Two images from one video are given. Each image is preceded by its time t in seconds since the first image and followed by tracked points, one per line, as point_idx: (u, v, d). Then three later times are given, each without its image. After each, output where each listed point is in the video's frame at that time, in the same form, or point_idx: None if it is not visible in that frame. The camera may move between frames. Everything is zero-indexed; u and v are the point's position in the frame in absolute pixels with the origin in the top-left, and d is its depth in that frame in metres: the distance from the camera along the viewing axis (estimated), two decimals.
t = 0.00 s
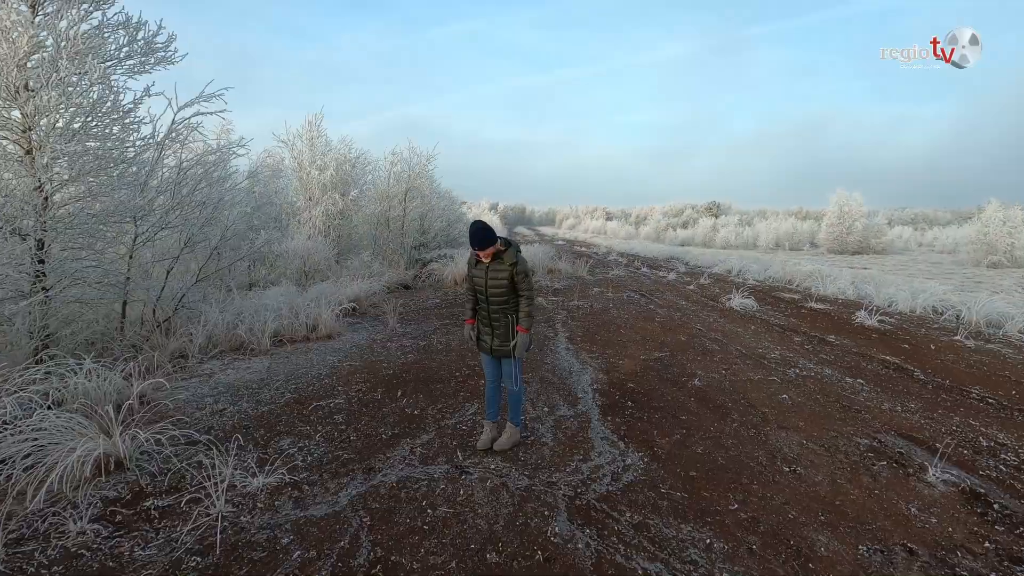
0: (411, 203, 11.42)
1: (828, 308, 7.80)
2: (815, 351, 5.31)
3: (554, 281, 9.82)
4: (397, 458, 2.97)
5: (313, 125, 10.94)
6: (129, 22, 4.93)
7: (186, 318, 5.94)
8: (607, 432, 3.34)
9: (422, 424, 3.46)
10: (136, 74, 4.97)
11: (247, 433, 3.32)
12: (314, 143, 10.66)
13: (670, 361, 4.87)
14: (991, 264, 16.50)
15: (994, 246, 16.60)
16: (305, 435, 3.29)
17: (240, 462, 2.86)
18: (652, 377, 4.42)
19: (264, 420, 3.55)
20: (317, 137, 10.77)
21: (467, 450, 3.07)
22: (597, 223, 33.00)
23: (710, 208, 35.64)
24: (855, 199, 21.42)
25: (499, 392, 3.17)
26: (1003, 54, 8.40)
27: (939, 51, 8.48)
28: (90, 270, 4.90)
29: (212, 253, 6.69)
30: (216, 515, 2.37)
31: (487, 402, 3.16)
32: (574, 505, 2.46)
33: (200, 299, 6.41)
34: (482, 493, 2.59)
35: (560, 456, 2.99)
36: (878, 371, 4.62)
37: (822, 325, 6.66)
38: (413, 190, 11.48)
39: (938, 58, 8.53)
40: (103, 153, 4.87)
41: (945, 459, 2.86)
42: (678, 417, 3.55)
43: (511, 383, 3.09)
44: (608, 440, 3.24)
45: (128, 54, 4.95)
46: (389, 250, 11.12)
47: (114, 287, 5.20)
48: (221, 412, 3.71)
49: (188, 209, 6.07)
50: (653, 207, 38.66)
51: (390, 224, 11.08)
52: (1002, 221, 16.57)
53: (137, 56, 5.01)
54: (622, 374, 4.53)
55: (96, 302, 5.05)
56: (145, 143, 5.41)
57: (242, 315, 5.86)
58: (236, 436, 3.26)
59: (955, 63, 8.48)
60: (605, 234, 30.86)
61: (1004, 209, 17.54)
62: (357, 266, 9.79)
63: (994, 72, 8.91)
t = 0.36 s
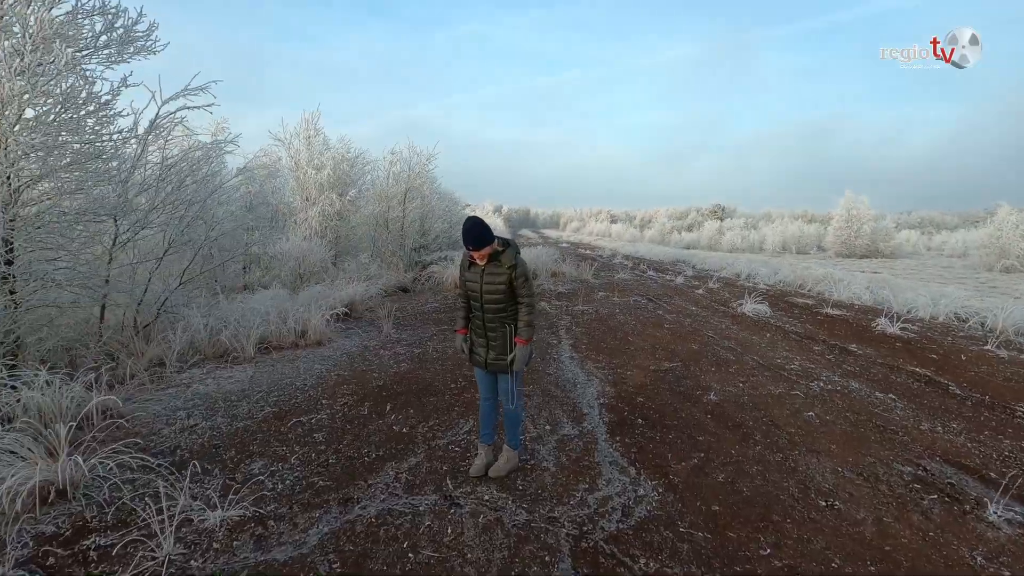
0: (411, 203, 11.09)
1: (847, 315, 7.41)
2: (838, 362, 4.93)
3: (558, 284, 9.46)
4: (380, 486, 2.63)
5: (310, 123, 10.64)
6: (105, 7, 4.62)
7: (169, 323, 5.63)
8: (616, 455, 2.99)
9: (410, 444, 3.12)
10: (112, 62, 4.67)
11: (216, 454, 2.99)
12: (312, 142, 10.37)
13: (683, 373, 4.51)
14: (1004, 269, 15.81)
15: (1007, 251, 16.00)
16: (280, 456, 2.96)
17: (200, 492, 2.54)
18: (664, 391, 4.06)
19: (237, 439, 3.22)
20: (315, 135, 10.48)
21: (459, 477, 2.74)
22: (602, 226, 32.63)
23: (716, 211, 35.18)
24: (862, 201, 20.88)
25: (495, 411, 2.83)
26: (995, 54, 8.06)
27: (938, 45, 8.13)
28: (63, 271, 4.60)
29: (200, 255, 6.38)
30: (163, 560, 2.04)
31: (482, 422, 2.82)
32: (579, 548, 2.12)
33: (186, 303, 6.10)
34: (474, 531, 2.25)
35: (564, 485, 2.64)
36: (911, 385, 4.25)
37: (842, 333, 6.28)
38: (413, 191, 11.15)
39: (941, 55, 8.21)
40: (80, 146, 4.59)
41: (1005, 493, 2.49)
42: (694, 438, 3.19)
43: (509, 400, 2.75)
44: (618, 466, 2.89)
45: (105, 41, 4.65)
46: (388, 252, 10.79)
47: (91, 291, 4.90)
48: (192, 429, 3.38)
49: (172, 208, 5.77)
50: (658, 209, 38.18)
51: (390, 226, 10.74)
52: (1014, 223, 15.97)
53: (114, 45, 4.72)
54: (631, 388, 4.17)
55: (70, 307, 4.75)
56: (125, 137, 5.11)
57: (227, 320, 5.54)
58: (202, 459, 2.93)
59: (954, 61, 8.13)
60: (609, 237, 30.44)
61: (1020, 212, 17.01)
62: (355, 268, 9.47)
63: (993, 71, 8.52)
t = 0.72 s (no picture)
0: (420, 206, 10.81)
1: (877, 328, 6.98)
2: (876, 380, 4.54)
3: (569, 291, 9.12)
4: (365, 523, 2.31)
5: (317, 124, 10.42)
6: None
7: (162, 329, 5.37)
8: (636, 489, 2.64)
9: (405, 470, 2.80)
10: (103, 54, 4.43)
11: (188, 481, 2.69)
12: (319, 143, 10.13)
13: (705, 391, 4.15)
14: None
15: None
16: (258, 484, 2.64)
17: (161, 532, 2.23)
18: (687, 412, 3.70)
19: (214, 461, 2.92)
20: (322, 136, 10.25)
21: (457, 514, 2.40)
22: (614, 231, 32.20)
23: (730, 217, 34.62)
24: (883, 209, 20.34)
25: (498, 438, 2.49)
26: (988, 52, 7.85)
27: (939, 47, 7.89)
28: (49, 275, 4.36)
29: (197, 258, 6.13)
30: None
31: (483, 453, 2.48)
32: None
33: (181, 308, 5.85)
34: None
35: (576, 526, 2.30)
36: (960, 409, 3.85)
37: (873, 347, 5.88)
38: (421, 193, 10.88)
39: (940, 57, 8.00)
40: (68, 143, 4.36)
41: None
42: (723, 470, 2.83)
43: (514, 427, 2.39)
44: (639, 503, 2.53)
45: (96, 32, 4.41)
46: (395, 256, 10.52)
47: (78, 295, 4.65)
48: (167, 449, 3.08)
49: (167, 208, 5.52)
50: (670, 215, 37.72)
51: (397, 229, 10.48)
52: None
53: (105, 36, 4.48)
54: (650, 407, 3.81)
55: (53, 311, 4.50)
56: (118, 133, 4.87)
57: (221, 327, 5.27)
58: (172, 486, 2.63)
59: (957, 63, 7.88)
60: (621, 243, 30.01)
61: None
62: (360, 272, 9.20)
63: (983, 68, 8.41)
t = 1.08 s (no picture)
0: (431, 204, 10.54)
1: (912, 339, 6.54)
2: (919, 399, 4.13)
3: (584, 294, 8.77)
4: (341, 565, 2.01)
5: (328, 119, 10.20)
6: None
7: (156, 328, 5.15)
8: (654, 528, 2.31)
9: (394, 497, 2.49)
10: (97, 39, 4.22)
11: (153, 505, 2.42)
12: (329, 138, 9.91)
13: (731, 408, 3.79)
14: None
15: None
16: (228, 510, 2.36)
17: (109, 568, 1.97)
18: (710, 433, 3.34)
19: (186, 480, 2.65)
20: (333, 131, 10.03)
21: (449, 555, 2.09)
22: (630, 233, 31.68)
23: (749, 220, 33.90)
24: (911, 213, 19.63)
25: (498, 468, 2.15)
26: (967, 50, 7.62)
27: (939, 45, 7.65)
28: (38, 271, 4.15)
29: (196, 255, 5.91)
30: None
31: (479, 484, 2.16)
32: None
33: (177, 306, 5.63)
34: None
35: None
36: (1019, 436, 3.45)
37: (911, 361, 5.45)
38: (433, 191, 10.61)
39: (942, 58, 7.63)
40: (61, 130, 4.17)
41: None
42: (755, 506, 2.48)
43: (515, 459, 2.04)
44: (658, 545, 2.20)
45: (90, 16, 4.19)
46: (405, 255, 10.26)
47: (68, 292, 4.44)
48: (138, 465, 2.82)
49: (166, 202, 5.30)
50: (688, 217, 37.03)
51: (407, 227, 10.21)
52: None
53: (100, 20, 4.27)
54: (670, 426, 3.46)
55: (39, 310, 4.29)
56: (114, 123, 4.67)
57: (216, 327, 5.03)
58: (133, 511, 2.36)
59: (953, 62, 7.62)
60: (637, 244, 29.47)
61: None
62: (368, 271, 8.95)
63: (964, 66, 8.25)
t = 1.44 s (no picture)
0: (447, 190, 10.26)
1: (956, 341, 6.08)
2: (972, 410, 3.74)
3: (602, 285, 8.43)
4: None
5: (344, 101, 9.96)
6: None
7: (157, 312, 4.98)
8: (674, 558, 2.02)
9: (381, 509, 2.24)
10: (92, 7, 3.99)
11: (118, 509, 2.20)
12: (343, 120, 9.67)
13: (760, 414, 3.45)
14: None
15: None
16: (198, 518, 2.14)
17: None
18: (737, 443, 3.03)
19: (160, 481, 2.43)
20: (347, 113, 9.78)
21: None
22: (652, 223, 31.05)
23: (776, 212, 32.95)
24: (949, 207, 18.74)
25: (497, 484, 1.86)
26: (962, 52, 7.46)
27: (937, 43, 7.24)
28: (31, 251, 3.99)
29: (201, 237, 5.72)
30: None
31: (474, 500, 1.87)
32: None
33: (180, 290, 5.47)
34: None
35: None
36: None
37: (956, 365, 5.02)
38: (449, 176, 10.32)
39: (940, 59, 7.40)
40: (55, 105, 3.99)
41: None
42: (790, 533, 2.18)
43: (515, 476, 1.74)
44: None
45: None
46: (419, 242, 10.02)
47: (63, 273, 4.27)
48: (113, 461, 2.61)
49: (168, 181, 5.11)
50: (712, 208, 36.16)
51: (422, 213, 9.96)
52: None
53: None
54: (693, 433, 3.15)
55: (33, 291, 4.14)
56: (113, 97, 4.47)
57: (217, 312, 4.84)
58: (96, 516, 2.15)
59: (951, 64, 7.42)
60: (659, 235, 28.85)
61: None
62: (380, 257, 8.74)
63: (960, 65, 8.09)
